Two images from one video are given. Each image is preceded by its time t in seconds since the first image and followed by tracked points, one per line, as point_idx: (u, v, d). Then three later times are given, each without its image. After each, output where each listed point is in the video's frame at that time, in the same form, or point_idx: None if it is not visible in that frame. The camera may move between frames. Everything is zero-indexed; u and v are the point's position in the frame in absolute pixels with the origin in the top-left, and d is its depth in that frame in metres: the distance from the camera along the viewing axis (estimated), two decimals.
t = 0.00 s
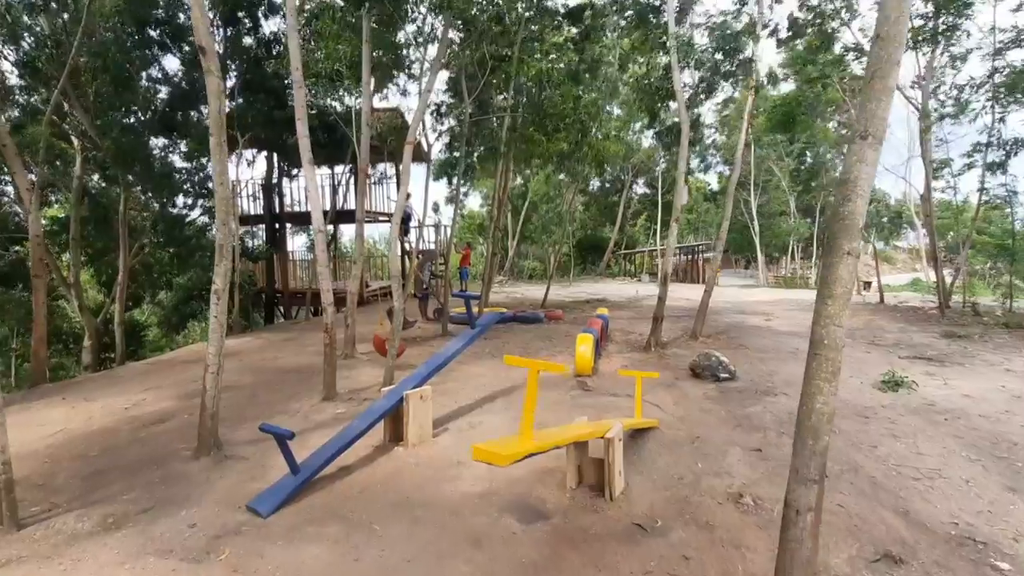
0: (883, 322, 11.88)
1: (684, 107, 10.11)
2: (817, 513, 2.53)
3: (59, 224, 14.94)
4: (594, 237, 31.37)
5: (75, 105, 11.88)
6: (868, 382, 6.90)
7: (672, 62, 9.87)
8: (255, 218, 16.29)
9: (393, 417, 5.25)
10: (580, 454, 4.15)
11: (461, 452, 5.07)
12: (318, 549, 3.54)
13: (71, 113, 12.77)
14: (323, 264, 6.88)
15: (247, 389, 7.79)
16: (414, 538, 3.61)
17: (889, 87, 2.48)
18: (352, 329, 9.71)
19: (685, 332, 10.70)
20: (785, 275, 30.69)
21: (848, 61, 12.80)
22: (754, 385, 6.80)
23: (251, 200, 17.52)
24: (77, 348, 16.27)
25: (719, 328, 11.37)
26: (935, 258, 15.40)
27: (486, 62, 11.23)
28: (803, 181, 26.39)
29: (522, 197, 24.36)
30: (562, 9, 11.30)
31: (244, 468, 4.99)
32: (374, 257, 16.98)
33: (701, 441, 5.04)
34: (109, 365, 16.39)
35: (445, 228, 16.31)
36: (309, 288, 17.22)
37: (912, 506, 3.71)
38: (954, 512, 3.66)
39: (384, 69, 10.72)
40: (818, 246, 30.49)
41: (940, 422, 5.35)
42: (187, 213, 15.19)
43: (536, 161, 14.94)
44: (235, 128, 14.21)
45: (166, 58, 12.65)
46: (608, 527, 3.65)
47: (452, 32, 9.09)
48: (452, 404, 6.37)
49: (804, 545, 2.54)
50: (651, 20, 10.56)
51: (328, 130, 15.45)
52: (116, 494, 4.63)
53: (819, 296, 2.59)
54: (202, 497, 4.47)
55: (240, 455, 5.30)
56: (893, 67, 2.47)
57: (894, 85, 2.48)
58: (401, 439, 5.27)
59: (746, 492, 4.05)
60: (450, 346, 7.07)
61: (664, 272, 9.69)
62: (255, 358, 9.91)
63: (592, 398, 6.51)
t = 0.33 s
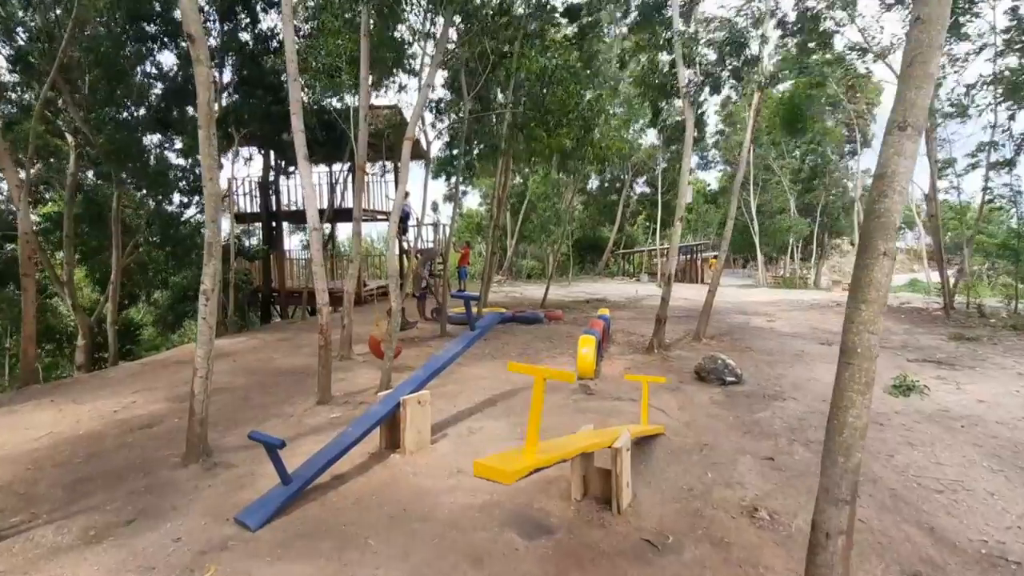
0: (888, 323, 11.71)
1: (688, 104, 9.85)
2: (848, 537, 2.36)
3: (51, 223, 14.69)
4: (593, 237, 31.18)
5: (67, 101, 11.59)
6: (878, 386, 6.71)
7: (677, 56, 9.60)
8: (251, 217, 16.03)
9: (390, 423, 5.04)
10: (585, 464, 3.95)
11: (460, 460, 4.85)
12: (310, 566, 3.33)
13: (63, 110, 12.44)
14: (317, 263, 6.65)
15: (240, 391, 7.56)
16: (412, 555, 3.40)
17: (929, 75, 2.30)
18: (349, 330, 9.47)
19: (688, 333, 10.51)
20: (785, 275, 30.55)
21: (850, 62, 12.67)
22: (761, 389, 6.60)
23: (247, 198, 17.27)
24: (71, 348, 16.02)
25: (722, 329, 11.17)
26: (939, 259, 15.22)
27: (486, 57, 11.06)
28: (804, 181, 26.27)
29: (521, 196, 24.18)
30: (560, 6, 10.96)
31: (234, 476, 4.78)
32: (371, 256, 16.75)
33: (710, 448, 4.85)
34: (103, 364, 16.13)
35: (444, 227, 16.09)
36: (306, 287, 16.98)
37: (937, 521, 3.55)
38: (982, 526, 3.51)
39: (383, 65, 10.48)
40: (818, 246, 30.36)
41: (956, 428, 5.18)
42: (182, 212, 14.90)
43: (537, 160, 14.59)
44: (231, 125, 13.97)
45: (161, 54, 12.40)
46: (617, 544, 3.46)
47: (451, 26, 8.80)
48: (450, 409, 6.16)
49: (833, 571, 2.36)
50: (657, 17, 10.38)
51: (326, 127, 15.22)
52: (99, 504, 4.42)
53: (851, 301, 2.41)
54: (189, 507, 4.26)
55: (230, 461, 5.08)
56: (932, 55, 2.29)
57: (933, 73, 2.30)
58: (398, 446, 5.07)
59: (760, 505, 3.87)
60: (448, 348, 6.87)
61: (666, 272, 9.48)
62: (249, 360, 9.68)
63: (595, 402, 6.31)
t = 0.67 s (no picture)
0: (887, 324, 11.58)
1: (688, 102, 9.62)
2: (872, 564, 2.20)
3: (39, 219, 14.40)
4: (589, 236, 30.99)
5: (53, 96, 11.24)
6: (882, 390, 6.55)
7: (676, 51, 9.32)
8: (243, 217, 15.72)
9: (380, 431, 4.83)
10: (584, 475, 3.76)
11: (453, 470, 4.65)
12: None
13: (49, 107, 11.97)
14: (306, 263, 6.41)
15: (226, 396, 7.32)
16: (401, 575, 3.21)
17: (961, 62, 2.12)
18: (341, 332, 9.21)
19: (686, 334, 10.33)
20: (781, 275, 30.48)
21: (846, 63, 12.57)
22: (764, 393, 6.42)
23: (238, 196, 16.97)
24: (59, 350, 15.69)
25: (721, 330, 11.00)
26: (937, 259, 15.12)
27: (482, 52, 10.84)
28: (801, 181, 26.18)
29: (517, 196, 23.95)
30: None
31: (216, 487, 4.55)
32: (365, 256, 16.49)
33: (713, 455, 4.67)
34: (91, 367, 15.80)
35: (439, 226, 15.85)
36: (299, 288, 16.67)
37: (956, 537, 3.45)
38: (1003, 543, 3.41)
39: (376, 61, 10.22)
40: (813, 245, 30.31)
41: (966, 434, 5.04)
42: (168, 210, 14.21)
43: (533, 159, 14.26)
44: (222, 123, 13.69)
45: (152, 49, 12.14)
46: (619, 562, 3.28)
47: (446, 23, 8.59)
48: (443, 414, 5.95)
49: None
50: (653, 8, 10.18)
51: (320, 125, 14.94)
52: (72, 519, 4.18)
53: (875, 307, 2.24)
54: (168, 521, 4.03)
55: (213, 471, 4.85)
56: (966, 38, 2.11)
57: (966, 57, 2.12)
58: (388, 455, 4.85)
59: (768, 519, 3.71)
60: (441, 350, 6.65)
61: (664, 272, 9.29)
62: (238, 363, 9.41)
63: (594, 407, 6.11)
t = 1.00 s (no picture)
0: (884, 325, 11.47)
1: (684, 98, 9.43)
2: None
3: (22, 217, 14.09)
4: (583, 236, 30.85)
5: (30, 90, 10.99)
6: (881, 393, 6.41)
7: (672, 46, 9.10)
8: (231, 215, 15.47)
9: (363, 438, 4.62)
10: (576, 486, 3.58)
11: (439, 479, 4.44)
12: None
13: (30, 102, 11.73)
14: (289, 262, 6.17)
15: (207, 399, 7.07)
16: None
17: (985, 42, 1.95)
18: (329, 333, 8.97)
19: (681, 336, 10.16)
20: (775, 275, 30.43)
21: (840, 63, 12.49)
22: (761, 397, 6.26)
23: (227, 195, 16.67)
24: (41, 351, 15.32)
25: (717, 331, 10.84)
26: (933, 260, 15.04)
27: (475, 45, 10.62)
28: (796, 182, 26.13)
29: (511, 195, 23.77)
30: None
31: (189, 497, 4.32)
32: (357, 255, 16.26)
33: (710, 462, 4.49)
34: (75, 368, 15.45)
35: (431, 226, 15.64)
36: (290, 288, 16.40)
37: (966, 552, 3.27)
38: (1015, 557, 3.24)
39: (366, 56, 9.99)
40: (808, 246, 30.29)
41: (969, 439, 4.89)
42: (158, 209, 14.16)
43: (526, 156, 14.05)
44: (210, 120, 13.38)
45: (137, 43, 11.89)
46: None
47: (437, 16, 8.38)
48: (431, 419, 5.75)
49: None
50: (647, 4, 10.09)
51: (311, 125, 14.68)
52: (34, 531, 3.94)
53: (889, 309, 2.06)
54: (135, 534, 3.80)
55: (188, 480, 4.63)
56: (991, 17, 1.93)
57: (988, 38, 1.95)
58: (372, 463, 4.64)
59: (768, 532, 3.53)
60: (430, 352, 6.44)
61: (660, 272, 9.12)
62: (223, 365, 9.15)
63: (587, 411, 5.91)
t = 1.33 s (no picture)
0: (882, 326, 11.34)
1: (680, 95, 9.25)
2: None
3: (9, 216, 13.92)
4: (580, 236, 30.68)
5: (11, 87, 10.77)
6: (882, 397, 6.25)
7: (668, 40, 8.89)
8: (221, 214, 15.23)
9: (345, 447, 4.42)
10: (566, 499, 3.39)
11: (424, 490, 4.25)
12: None
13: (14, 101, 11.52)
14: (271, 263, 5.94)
15: (190, 404, 6.84)
16: None
17: (1008, 22, 1.77)
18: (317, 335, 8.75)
19: (678, 337, 9.99)
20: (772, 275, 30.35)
21: (837, 61, 12.36)
22: (759, 401, 6.08)
23: (218, 194, 16.43)
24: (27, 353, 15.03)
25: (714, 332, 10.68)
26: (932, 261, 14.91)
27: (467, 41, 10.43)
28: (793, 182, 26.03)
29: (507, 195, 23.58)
30: None
31: (161, 510, 4.11)
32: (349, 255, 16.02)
33: (707, 471, 4.31)
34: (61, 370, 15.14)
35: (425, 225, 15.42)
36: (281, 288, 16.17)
37: (977, 569, 3.09)
38: None
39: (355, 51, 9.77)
40: (805, 246, 30.23)
41: (975, 446, 4.72)
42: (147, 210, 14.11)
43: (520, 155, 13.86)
44: (199, 118, 13.11)
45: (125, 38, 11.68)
46: None
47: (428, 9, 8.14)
48: (419, 425, 5.55)
49: None
50: None
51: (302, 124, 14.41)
52: None
53: (903, 314, 1.87)
54: (99, 552, 3.59)
55: (161, 491, 4.42)
56: None
57: (1013, 16, 1.77)
58: (354, 473, 4.44)
59: (769, 549, 3.35)
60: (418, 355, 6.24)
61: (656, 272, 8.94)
62: (209, 368, 8.93)
63: (580, 417, 5.72)
